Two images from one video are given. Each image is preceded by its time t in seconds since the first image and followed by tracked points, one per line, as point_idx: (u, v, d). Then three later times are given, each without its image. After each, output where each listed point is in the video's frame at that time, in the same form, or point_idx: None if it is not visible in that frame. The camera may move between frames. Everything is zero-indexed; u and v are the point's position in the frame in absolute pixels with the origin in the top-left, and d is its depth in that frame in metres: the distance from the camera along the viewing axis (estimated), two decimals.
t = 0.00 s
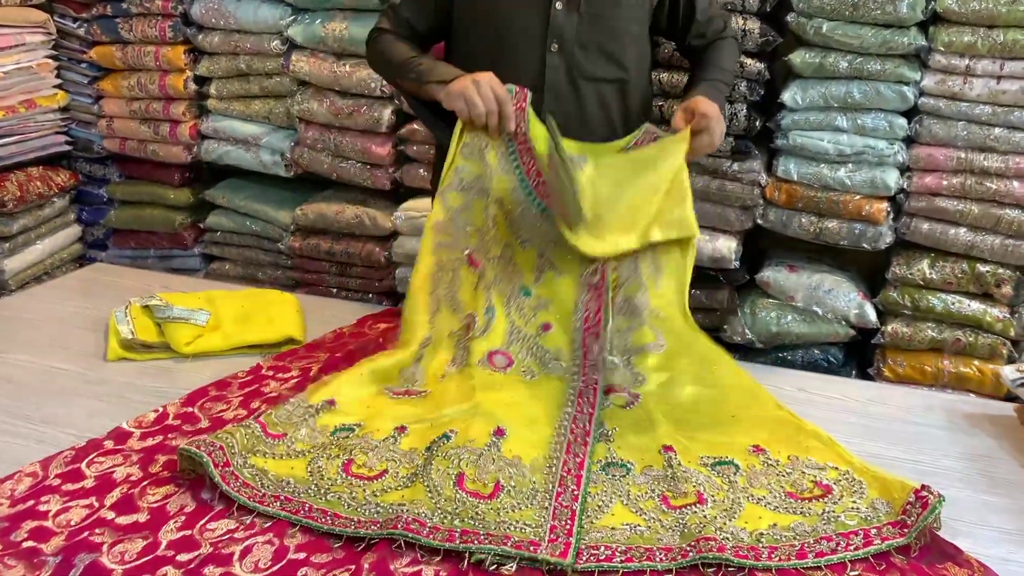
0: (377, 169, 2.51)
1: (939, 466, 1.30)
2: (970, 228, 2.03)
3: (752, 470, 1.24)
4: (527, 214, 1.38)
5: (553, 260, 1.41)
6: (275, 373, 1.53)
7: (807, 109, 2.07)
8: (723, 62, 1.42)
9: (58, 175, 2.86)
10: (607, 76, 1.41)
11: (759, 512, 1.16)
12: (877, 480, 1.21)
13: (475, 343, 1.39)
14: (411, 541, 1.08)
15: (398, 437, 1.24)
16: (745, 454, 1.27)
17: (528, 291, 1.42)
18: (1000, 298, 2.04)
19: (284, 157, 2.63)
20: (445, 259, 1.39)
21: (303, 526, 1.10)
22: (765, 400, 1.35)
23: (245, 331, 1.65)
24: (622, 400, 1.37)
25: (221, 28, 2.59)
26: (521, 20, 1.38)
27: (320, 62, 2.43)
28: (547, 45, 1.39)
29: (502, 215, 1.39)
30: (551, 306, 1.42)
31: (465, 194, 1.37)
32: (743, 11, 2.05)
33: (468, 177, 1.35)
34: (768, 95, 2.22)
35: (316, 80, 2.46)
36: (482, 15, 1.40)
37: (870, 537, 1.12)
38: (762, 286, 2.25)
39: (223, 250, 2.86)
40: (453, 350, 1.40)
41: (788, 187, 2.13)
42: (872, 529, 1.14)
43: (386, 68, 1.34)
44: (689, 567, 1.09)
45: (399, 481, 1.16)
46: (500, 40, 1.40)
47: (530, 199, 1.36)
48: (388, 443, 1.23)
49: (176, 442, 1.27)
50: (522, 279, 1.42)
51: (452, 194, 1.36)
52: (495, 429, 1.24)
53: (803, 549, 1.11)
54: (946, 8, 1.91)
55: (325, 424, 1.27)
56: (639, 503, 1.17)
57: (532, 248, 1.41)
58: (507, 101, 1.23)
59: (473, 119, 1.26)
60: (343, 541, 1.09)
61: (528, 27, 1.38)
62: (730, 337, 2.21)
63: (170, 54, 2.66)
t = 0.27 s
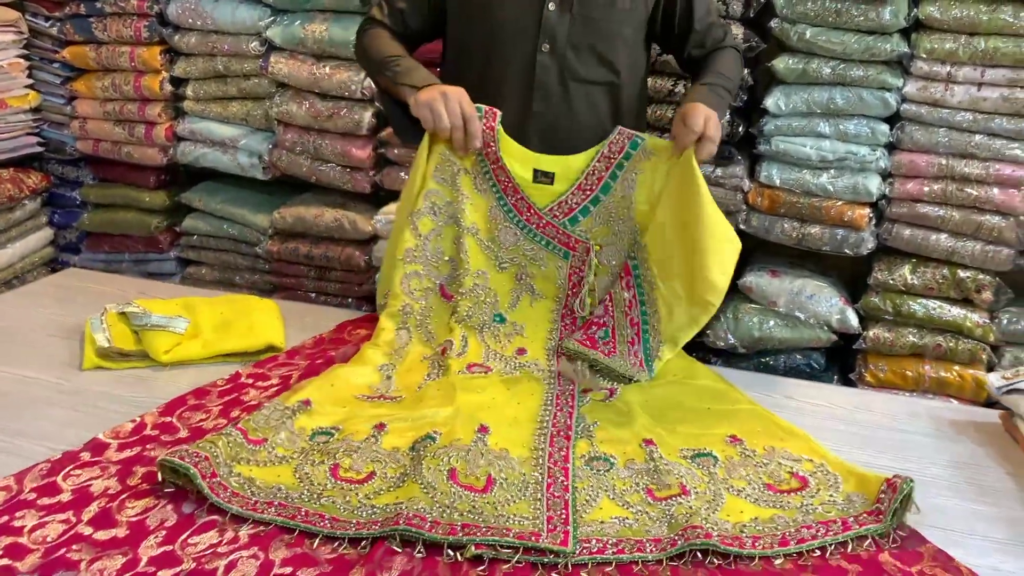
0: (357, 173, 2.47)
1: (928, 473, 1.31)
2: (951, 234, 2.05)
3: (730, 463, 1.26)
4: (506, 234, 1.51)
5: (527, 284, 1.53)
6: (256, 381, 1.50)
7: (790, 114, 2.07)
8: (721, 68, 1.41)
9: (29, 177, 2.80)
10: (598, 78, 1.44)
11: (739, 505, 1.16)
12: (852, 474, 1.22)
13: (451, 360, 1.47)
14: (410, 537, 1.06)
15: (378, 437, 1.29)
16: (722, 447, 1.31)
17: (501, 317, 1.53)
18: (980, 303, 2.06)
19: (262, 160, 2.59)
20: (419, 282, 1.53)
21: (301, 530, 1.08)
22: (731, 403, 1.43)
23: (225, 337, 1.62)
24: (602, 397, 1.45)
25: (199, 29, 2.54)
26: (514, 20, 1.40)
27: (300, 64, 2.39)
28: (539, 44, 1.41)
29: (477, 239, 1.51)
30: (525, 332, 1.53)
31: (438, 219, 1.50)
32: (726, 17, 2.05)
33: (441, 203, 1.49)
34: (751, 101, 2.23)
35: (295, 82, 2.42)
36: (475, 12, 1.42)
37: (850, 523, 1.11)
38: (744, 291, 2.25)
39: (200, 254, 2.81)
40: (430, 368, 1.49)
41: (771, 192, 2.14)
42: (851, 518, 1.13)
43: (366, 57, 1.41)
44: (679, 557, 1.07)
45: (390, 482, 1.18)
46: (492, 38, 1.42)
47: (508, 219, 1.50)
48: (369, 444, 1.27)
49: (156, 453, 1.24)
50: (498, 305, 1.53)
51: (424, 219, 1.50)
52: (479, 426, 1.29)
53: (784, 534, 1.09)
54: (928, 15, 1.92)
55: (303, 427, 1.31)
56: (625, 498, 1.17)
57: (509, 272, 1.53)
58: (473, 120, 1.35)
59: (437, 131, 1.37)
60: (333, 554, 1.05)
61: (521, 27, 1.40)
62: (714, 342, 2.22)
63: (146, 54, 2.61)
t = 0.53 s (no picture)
0: (338, 176, 2.44)
1: (914, 480, 1.31)
2: (932, 240, 2.07)
3: (718, 470, 1.27)
4: (495, 203, 1.45)
5: (519, 253, 1.46)
6: (237, 388, 1.47)
7: (773, 120, 2.08)
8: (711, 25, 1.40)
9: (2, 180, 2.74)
10: (577, 77, 1.46)
11: (728, 513, 1.16)
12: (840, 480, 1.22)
13: (437, 353, 1.45)
14: (396, 548, 1.05)
15: (363, 446, 1.27)
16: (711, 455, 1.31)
17: (491, 290, 1.48)
18: (961, 308, 2.08)
19: (241, 163, 2.55)
20: (400, 257, 1.47)
21: (285, 541, 1.06)
22: (719, 410, 1.42)
23: (205, 344, 1.59)
24: (589, 404, 1.44)
25: (176, 30, 2.50)
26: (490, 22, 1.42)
27: (281, 66, 2.36)
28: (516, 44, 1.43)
29: (462, 211, 1.46)
30: (517, 305, 1.48)
31: (417, 192, 1.46)
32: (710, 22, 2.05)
33: (421, 175, 1.45)
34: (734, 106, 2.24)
35: (274, 84, 2.39)
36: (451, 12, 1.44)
37: (839, 532, 1.12)
38: (727, 296, 2.24)
39: (177, 259, 2.77)
40: (414, 356, 1.48)
41: (754, 197, 2.14)
42: (839, 525, 1.13)
43: (329, 39, 1.39)
44: (668, 567, 1.07)
45: (376, 492, 1.17)
46: (468, 36, 1.44)
47: (496, 188, 1.45)
48: (353, 452, 1.25)
49: (134, 464, 1.21)
50: (488, 278, 1.48)
51: (403, 192, 1.46)
52: (465, 435, 1.28)
53: (774, 543, 1.10)
54: (910, 21, 1.94)
55: (285, 436, 1.28)
56: (614, 506, 1.16)
57: (499, 242, 1.47)
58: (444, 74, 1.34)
59: (410, 86, 1.34)
60: (318, 567, 1.03)
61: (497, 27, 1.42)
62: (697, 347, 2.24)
63: (122, 55, 2.57)
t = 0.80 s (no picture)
0: (328, 178, 2.43)
1: (908, 483, 1.31)
2: (923, 243, 2.08)
3: (713, 472, 1.26)
4: (483, 223, 1.48)
5: (507, 273, 1.49)
6: (227, 392, 1.45)
7: (764, 123, 2.09)
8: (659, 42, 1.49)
9: None
10: (532, 79, 1.46)
11: (724, 518, 1.16)
12: (835, 483, 1.22)
13: (428, 364, 1.45)
14: (391, 555, 1.04)
15: (356, 449, 1.26)
16: (706, 457, 1.30)
17: (479, 307, 1.49)
18: (951, 311, 2.09)
19: (229, 164, 2.53)
20: (392, 274, 1.50)
21: (278, 547, 1.05)
22: (711, 415, 1.41)
23: (194, 347, 1.57)
24: (582, 408, 1.43)
25: (165, 29, 2.48)
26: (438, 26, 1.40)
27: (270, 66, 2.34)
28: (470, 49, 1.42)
29: (451, 228, 1.47)
30: (507, 322, 1.49)
31: (410, 209, 1.48)
32: (702, 24, 2.05)
33: (412, 191, 1.47)
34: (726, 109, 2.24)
35: (263, 85, 2.37)
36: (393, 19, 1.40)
37: (835, 535, 1.12)
38: (719, 299, 2.24)
39: (164, 260, 2.75)
40: (406, 369, 1.48)
41: (746, 200, 2.14)
42: (835, 529, 1.13)
43: (288, 54, 1.35)
44: (665, 571, 1.06)
45: (370, 497, 1.15)
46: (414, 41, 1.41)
47: (484, 207, 1.47)
48: (346, 457, 1.24)
49: (124, 469, 1.19)
50: (477, 295, 1.49)
51: (395, 210, 1.47)
52: (459, 439, 1.27)
53: (771, 547, 1.10)
54: (901, 25, 1.95)
55: (277, 440, 1.27)
56: (609, 511, 1.16)
57: (487, 261, 1.49)
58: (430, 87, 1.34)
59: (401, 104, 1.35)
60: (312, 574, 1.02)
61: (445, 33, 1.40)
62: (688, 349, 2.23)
63: (110, 55, 2.54)
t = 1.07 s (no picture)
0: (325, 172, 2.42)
1: (906, 476, 1.32)
2: (920, 237, 2.08)
3: (712, 467, 1.27)
4: (483, 233, 1.58)
5: (506, 282, 1.58)
6: (225, 386, 1.45)
7: (761, 117, 2.09)
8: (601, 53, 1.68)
9: None
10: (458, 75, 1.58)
11: (723, 513, 1.16)
12: (835, 478, 1.23)
13: (429, 362, 1.47)
14: (391, 548, 1.03)
15: (354, 444, 1.26)
16: (705, 452, 1.31)
17: (480, 315, 1.56)
18: (948, 305, 2.10)
19: (225, 157, 2.52)
20: (392, 283, 1.55)
21: (277, 542, 1.04)
22: (711, 409, 1.42)
23: (191, 340, 1.57)
24: (581, 402, 1.44)
25: (159, 22, 2.47)
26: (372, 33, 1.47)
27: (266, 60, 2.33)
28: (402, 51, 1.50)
29: (452, 238, 1.57)
30: (506, 329, 1.56)
31: (410, 220, 1.56)
32: (700, 18, 2.05)
33: (413, 203, 1.56)
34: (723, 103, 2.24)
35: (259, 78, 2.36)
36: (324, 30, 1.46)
37: (834, 530, 1.12)
38: (716, 293, 2.24)
39: (160, 254, 2.74)
40: (406, 369, 1.49)
41: (743, 194, 2.15)
42: (834, 523, 1.14)
43: (253, 92, 1.41)
44: (665, 565, 1.06)
45: (368, 491, 1.15)
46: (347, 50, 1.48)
47: (484, 218, 1.58)
48: (345, 451, 1.24)
49: (121, 463, 1.18)
50: (476, 303, 1.56)
51: (396, 220, 1.55)
52: (458, 433, 1.27)
53: (770, 541, 1.10)
54: (899, 19, 1.94)
55: (275, 434, 1.27)
56: (608, 505, 1.16)
57: (487, 271, 1.58)
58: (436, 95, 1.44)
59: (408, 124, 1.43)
60: (311, 568, 1.01)
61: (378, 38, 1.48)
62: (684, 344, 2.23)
63: (104, 47, 2.52)
